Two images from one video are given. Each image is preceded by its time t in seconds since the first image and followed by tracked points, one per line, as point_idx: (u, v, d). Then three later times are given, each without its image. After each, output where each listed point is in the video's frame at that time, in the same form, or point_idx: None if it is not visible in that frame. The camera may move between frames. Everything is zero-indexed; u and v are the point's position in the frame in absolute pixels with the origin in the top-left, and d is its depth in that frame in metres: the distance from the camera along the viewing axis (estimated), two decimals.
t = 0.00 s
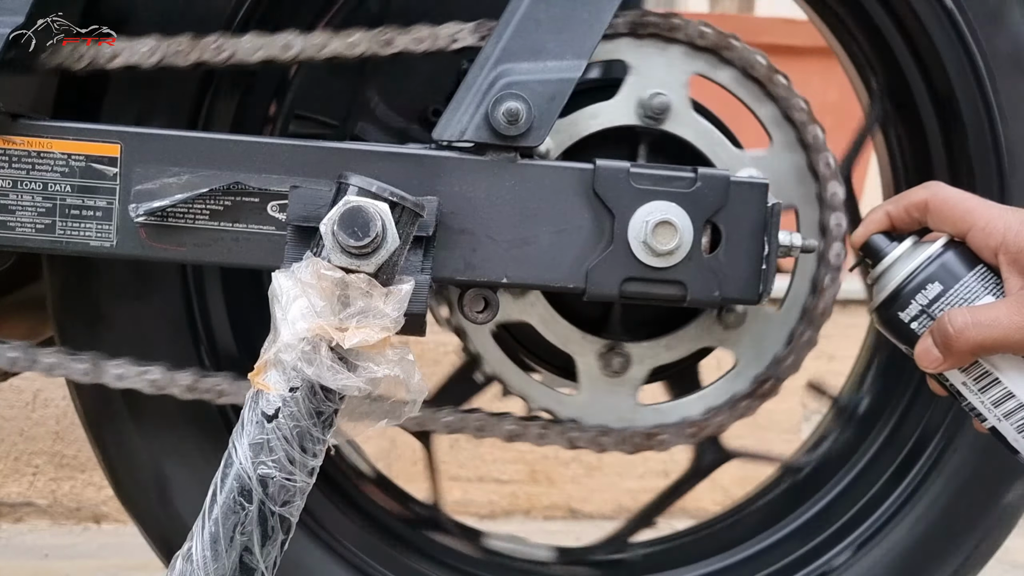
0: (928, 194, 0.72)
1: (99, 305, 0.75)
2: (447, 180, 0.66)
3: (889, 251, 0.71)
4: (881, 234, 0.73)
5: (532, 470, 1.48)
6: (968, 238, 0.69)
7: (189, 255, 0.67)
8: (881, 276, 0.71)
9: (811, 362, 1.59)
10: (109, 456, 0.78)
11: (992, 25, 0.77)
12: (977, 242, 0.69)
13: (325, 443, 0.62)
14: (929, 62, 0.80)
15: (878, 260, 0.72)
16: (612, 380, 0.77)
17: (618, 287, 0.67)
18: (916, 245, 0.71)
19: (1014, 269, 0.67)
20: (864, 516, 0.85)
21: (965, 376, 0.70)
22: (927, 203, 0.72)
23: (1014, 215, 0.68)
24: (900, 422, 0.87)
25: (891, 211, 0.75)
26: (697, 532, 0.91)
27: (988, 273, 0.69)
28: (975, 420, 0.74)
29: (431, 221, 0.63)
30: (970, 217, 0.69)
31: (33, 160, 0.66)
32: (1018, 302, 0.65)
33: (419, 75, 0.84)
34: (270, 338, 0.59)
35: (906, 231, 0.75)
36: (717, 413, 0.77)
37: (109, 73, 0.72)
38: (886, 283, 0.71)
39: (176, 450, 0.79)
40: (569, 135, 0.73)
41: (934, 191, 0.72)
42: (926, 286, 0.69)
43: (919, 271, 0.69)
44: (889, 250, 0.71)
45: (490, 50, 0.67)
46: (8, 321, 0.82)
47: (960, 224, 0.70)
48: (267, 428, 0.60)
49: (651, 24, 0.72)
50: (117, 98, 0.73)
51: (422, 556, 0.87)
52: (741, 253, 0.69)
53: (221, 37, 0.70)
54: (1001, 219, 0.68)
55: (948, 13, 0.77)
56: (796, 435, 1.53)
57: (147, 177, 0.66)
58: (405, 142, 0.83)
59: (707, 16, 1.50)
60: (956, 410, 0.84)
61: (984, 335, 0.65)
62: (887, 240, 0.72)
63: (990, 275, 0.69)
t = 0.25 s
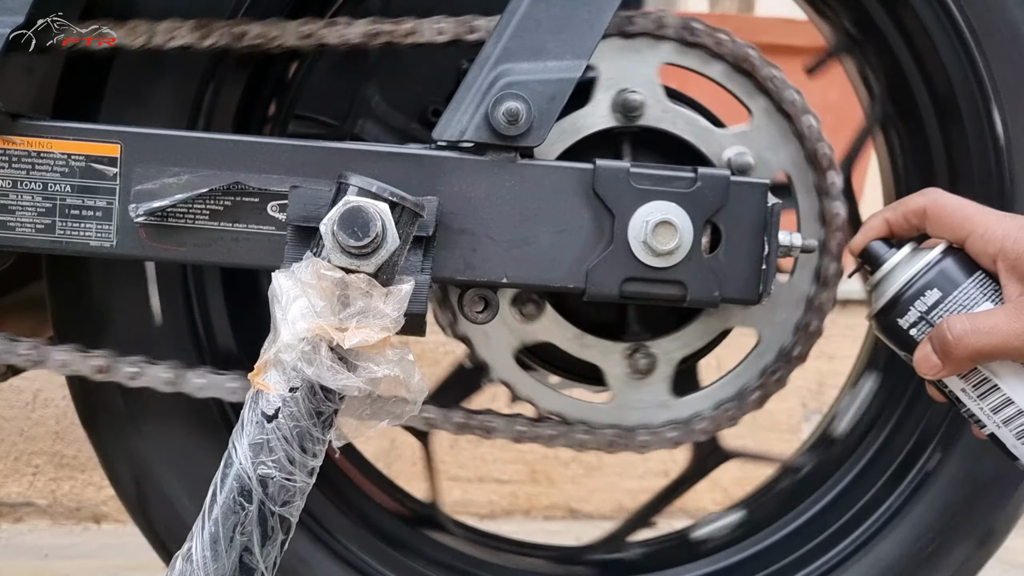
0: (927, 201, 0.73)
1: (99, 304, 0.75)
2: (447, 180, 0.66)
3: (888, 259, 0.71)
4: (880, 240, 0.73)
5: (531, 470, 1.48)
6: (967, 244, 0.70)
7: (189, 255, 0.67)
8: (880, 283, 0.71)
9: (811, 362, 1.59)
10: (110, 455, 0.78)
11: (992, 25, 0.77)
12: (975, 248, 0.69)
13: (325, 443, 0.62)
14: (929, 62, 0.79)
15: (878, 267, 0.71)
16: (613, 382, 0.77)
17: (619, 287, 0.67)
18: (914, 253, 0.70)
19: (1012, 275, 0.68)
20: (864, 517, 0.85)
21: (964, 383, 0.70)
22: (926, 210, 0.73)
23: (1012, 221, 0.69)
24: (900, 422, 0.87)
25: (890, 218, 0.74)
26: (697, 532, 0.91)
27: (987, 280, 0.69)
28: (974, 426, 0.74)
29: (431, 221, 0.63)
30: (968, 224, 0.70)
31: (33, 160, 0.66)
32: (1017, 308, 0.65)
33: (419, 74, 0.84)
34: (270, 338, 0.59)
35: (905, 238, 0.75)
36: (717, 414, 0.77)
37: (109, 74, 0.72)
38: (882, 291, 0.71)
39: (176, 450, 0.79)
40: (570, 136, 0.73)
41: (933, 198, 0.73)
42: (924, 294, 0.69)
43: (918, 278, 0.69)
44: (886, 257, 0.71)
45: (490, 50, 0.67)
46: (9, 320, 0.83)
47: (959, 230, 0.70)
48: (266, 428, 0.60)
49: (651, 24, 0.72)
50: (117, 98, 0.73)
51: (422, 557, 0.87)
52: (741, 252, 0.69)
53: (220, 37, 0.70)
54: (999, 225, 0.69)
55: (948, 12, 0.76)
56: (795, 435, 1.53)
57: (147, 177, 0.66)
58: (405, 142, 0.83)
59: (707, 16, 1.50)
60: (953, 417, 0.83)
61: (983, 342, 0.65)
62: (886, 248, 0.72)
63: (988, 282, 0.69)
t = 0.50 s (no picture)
0: (923, 205, 0.73)
1: (98, 304, 0.75)
2: (447, 180, 0.66)
3: (884, 261, 0.71)
4: (876, 244, 0.73)
5: (532, 470, 1.48)
6: (964, 248, 0.70)
7: (189, 255, 0.67)
8: (877, 287, 0.71)
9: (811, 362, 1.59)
10: (110, 454, 0.78)
11: (992, 24, 0.77)
12: (972, 251, 0.69)
13: (325, 443, 0.62)
14: (929, 61, 0.80)
15: (874, 269, 0.72)
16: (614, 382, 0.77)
17: (618, 287, 0.67)
18: (911, 254, 0.70)
19: (1009, 278, 0.67)
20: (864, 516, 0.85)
21: (962, 386, 0.70)
22: (922, 213, 0.72)
23: (1007, 225, 0.68)
24: (900, 423, 0.87)
25: (887, 221, 0.74)
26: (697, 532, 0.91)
27: (984, 283, 0.69)
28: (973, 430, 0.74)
29: (431, 221, 0.63)
30: (965, 227, 0.69)
31: (33, 160, 0.66)
32: (1013, 312, 0.65)
33: (420, 74, 0.84)
34: (270, 338, 0.59)
35: (901, 240, 0.75)
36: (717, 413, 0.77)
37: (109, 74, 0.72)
38: (881, 294, 0.71)
39: (176, 449, 0.79)
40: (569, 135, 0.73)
41: (929, 201, 0.72)
42: (921, 297, 0.69)
43: (915, 281, 0.69)
44: (883, 260, 0.71)
45: (490, 50, 0.67)
46: (7, 323, 0.82)
47: (956, 234, 0.70)
48: (266, 428, 0.60)
49: (651, 23, 0.72)
50: (117, 98, 0.73)
51: (422, 556, 0.87)
52: (741, 252, 0.69)
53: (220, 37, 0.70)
54: (995, 228, 0.68)
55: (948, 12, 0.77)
56: (796, 435, 1.53)
57: (147, 176, 0.66)
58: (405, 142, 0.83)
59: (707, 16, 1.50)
60: (952, 418, 0.83)
61: (981, 345, 0.65)
62: (882, 251, 0.72)
63: (985, 285, 0.69)
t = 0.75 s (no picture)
0: (923, 207, 0.73)
1: (98, 304, 0.75)
2: (447, 180, 0.66)
3: (885, 264, 0.71)
4: (877, 246, 0.73)
5: (531, 470, 1.48)
6: (964, 250, 0.70)
7: (189, 255, 0.67)
8: (878, 288, 0.71)
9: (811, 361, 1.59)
10: (110, 453, 0.78)
11: (992, 25, 0.77)
12: (972, 254, 0.69)
13: (325, 443, 0.62)
14: (929, 61, 0.80)
15: (875, 271, 0.72)
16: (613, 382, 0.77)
17: (618, 287, 0.67)
18: (911, 257, 0.70)
19: (1010, 279, 0.67)
20: (864, 516, 0.85)
21: (963, 388, 0.70)
22: (922, 216, 0.73)
23: (1007, 226, 0.68)
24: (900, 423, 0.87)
25: (887, 224, 0.75)
26: (698, 532, 0.91)
27: (985, 285, 0.69)
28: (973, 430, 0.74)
29: (431, 221, 0.63)
30: (965, 228, 0.69)
31: (33, 160, 0.66)
32: (1013, 315, 0.65)
33: (420, 75, 0.85)
34: (270, 338, 0.59)
35: (901, 242, 0.75)
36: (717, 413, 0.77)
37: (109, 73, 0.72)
38: (882, 296, 0.71)
39: (175, 449, 0.79)
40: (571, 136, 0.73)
41: (929, 203, 0.73)
42: (922, 298, 0.69)
43: (915, 283, 0.69)
44: (884, 262, 0.71)
45: (490, 50, 0.67)
46: (8, 321, 0.83)
47: (956, 236, 0.70)
48: (267, 427, 0.60)
49: (650, 24, 0.72)
50: (117, 98, 0.73)
51: (422, 557, 0.87)
52: (741, 252, 0.69)
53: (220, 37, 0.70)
54: (995, 230, 0.68)
55: (947, 12, 0.77)
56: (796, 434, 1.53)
57: (148, 176, 0.66)
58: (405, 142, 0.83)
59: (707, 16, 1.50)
60: (953, 417, 0.83)
61: (981, 347, 0.65)
62: (882, 253, 0.72)
63: (986, 287, 0.69)
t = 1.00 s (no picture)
0: (923, 206, 0.73)
1: (98, 304, 0.75)
2: (447, 179, 0.66)
3: (885, 264, 0.71)
4: (877, 245, 0.73)
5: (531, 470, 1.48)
6: (964, 250, 0.70)
7: (189, 254, 0.67)
8: (879, 288, 0.71)
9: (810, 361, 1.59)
10: (110, 453, 0.78)
11: (992, 24, 0.77)
12: (972, 253, 0.69)
13: (325, 443, 0.62)
14: (929, 60, 0.79)
15: (876, 272, 0.72)
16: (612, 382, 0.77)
17: (618, 286, 0.67)
18: (911, 257, 0.70)
19: (1010, 279, 0.67)
20: (864, 516, 0.85)
21: (963, 388, 0.70)
22: (923, 215, 0.72)
23: (1008, 225, 0.69)
24: (899, 422, 0.87)
25: (887, 223, 0.74)
26: (698, 531, 0.91)
27: (985, 285, 0.69)
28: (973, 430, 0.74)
29: (431, 221, 0.63)
30: (966, 228, 0.69)
31: (33, 159, 0.66)
32: (1015, 313, 0.65)
33: (419, 74, 0.84)
34: (270, 337, 0.59)
35: (901, 241, 0.75)
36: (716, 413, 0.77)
37: (109, 73, 0.72)
38: (882, 295, 0.71)
39: (175, 448, 0.79)
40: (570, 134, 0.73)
41: (929, 202, 0.72)
42: (923, 298, 0.69)
43: (916, 282, 0.69)
44: (884, 262, 0.71)
45: (490, 49, 0.67)
46: (8, 320, 0.83)
47: (956, 235, 0.70)
48: (266, 427, 0.60)
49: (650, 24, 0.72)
50: (117, 98, 0.73)
51: (422, 556, 0.87)
52: (741, 252, 0.69)
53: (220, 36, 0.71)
54: (996, 229, 0.68)
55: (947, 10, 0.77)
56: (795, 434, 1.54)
57: (148, 176, 0.66)
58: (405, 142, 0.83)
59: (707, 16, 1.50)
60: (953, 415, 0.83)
61: (982, 347, 0.65)
62: (882, 252, 0.72)
63: (987, 287, 0.69)
